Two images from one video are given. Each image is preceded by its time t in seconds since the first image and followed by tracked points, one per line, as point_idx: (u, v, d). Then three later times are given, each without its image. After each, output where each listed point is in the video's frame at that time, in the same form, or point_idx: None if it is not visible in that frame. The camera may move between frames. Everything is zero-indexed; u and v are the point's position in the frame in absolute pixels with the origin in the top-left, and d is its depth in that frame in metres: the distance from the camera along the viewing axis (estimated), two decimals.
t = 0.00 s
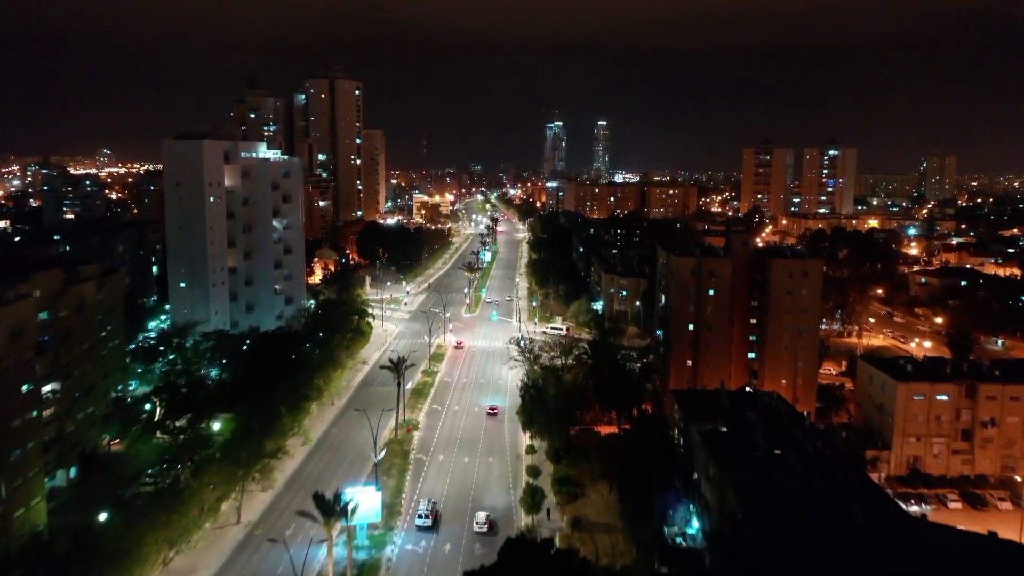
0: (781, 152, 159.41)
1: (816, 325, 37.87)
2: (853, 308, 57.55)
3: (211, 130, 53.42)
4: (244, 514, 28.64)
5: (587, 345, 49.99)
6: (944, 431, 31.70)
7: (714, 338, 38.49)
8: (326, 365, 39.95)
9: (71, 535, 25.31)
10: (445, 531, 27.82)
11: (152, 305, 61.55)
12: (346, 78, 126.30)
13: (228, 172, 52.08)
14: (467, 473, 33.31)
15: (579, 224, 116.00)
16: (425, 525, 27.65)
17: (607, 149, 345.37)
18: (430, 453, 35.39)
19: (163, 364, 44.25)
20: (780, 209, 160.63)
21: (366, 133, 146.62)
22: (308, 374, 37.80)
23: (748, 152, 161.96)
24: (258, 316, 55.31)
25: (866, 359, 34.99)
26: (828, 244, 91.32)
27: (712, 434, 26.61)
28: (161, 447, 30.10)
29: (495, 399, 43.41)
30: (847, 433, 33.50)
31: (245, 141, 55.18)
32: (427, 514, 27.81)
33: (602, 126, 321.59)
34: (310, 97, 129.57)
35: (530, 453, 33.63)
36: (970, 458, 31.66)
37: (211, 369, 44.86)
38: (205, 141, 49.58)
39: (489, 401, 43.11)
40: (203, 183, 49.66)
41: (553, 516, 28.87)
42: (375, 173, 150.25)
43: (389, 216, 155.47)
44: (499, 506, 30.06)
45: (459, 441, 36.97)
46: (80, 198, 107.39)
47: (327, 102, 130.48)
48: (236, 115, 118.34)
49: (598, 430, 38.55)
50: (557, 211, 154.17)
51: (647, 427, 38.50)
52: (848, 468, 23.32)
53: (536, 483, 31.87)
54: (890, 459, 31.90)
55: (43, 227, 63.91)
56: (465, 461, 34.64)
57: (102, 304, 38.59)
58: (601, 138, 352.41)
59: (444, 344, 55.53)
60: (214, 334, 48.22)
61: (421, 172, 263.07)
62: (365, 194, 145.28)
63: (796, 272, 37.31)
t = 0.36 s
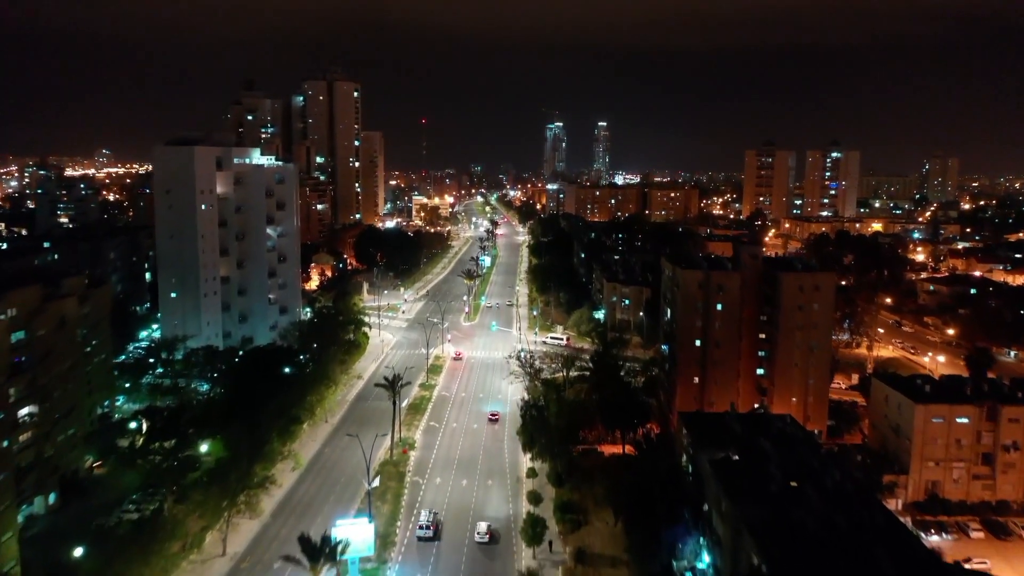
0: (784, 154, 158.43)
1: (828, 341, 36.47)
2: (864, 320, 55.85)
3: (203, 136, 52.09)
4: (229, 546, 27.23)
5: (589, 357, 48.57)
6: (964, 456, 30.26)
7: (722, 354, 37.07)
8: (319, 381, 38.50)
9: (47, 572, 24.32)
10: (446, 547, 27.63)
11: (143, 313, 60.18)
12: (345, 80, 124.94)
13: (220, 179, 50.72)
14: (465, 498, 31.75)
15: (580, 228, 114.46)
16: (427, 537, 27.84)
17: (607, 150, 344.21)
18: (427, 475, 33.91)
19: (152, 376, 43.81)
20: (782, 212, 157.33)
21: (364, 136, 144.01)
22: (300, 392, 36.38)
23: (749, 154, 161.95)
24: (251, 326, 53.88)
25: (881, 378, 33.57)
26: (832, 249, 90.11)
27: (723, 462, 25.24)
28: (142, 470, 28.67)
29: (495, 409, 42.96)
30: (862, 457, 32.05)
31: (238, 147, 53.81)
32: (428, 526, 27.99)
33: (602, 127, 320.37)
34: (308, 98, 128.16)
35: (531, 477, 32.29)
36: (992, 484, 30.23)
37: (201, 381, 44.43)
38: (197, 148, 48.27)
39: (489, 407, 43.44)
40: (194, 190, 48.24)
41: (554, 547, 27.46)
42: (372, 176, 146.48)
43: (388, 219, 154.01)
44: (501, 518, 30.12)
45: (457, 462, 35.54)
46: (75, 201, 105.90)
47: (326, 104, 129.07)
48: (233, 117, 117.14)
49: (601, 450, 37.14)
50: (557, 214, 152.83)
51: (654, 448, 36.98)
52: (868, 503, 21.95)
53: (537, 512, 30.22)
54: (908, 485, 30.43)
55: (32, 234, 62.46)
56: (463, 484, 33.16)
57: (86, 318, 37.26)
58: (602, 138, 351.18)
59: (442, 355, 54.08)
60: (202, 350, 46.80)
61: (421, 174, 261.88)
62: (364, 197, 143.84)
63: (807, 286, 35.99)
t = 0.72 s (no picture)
0: (787, 157, 157.17)
1: (842, 358, 35.07)
2: (874, 331, 54.37)
3: (196, 142, 50.70)
4: None
5: (593, 371, 47.18)
6: (987, 482, 28.83)
7: (732, 372, 35.55)
8: (312, 397, 37.13)
9: None
10: (450, 557, 27.72)
11: (135, 322, 58.76)
12: (343, 81, 123.55)
13: (213, 186, 49.37)
14: (463, 525, 30.27)
15: (581, 232, 112.77)
16: (429, 547, 27.96)
17: (609, 151, 342.78)
18: (425, 499, 32.44)
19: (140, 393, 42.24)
20: (785, 215, 158.19)
21: (364, 137, 142.69)
22: (292, 411, 34.98)
23: (752, 155, 160.69)
24: (245, 336, 52.67)
25: (899, 398, 32.17)
26: (839, 255, 88.64)
27: (738, 493, 23.83)
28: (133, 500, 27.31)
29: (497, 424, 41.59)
30: (879, 481, 30.62)
31: (232, 152, 52.34)
32: (431, 536, 28.16)
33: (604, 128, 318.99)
34: (306, 100, 126.58)
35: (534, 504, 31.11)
36: (1017, 512, 28.79)
37: (190, 398, 43.21)
38: (188, 154, 46.83)
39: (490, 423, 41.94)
40: (186, 198, 46.88)
41: None
42: (372, 179, 145.01)
43: (387, 221, 152.44)
44: (504, 526, 30.23)
45: (456, 484, 34.08)
46: (69, 205, 104.40)
47: (324, 106, 127.55)
48: (230, 119, 115.92)
49: (606, 471, 35.70)
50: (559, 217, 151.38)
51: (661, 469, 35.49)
52: (897, 542, 20.51)
53: (539, 543, 28.70)
54: (928, 512, 28.98)
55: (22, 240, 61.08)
56: (461, 509, 31.73)
57: (70, 333, 36.02)
58: (603, 139, 349.47)
59: (441, 366, 52.63)
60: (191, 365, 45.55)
61: (421, 174, 260.43)
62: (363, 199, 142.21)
63: (820, 300, 34.62)
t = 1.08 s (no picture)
0: (789, 159, 156.07)
1: (857, 375, 33.74)
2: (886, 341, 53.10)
3: (190, 147, 49.43)
4: None
5: (597, 383, 45.87)
6: (1011, 508, 27.57)
7: (742, 389, 34.23)
8: (307, 416, 35.90)
9: None
10: (454, 563, 27.86)
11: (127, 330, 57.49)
12: (341, 82, 122.36)
13: (206, 192, 48.08)
14: (464, 548, 29.10)
15: (582, 236, 111.44)
16: (431, 555, 27.99)
17: (609, 151, 341.76)
18: (423, 523, 31.08)
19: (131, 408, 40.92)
20: (787, 217, 157.53)
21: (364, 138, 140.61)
22: (285, 430, 33.67)
23: (754, 158, 159.68)
24: (240, 346, 51.43)
25: (917, 418, 30.92)
26: (844, 260, 87.32)
27: (753, 525, 22.60)
28: (97, 522, 25.42)
29: (498, 440, 40.29)
30: (898, 505, 29.37)
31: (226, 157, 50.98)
32: (434, 545, 28.22)
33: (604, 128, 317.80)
34: (304, 101, 125.43)
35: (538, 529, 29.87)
36: None
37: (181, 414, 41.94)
38: (181, 160, 45.54)
39: (491, 438, 40.63)
40: (178, 205, 45.59)
41: None
42: (370, 182, 142.35)
43: (387, 224, 151.26)
44: (507, 534, 30.34)
45: (456, 506, 32.78)
46: (64, 208, 102.85)
47: (323, 107, 126.03)
48: (228, 120, 116.69)
49: (611, 492, 34.27)
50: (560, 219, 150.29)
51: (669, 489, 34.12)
52: None
53: (543, 573, 27.35)
54: (950, 539, 27.72)
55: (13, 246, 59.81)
56: (462, 533, 30.38)
57: (54, 347, 34.82)
58: (602, 140, 348.62)
59: (441, 377, 51.28)
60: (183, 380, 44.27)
61: (421, 175, 259.17)
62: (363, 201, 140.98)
63: (833, 315, 33.34)
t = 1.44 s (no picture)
0: (792, 161, 154.77)
1: (876, 394, 32.30)
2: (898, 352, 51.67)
3: (183, 153, 48.04)
4: None
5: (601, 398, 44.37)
6: None
7: (755, 409, 32.83)
8: (301, 439, 34.59)
9: None
10: None
11: (119, 340, 56.09)
12: (340, 84, 120.78)
13: (199, 200, 46.65)
14: None
15: (583, 240, 109.95)
16: (436, 565, 28.13)
17: (609, 152, 340.40)
18: (422, 551, 29.66)
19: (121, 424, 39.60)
20: (789, 220, 156.34)
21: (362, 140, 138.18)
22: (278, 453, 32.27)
23: (757, 160, 158.52)
24: (234, 358, 49.96)
25: (940, 441, 29.54)
26: (851, 265, 85.85)
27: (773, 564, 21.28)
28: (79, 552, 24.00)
29: (499, 459, 38.80)
30: (921, 534, 27.99)
31: (220, 164, 49.55)
32: (438, 554, 28.38)
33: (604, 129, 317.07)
34: (302, 103, 123.97)
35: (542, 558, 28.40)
36: None
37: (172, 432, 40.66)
38: (172, 167, 44.12)
39: (493, 456, 39.16)
40: (170, 214, 44.17)
41: None
42: (369, 186, 140.62)
43: (386, 226, 149.86)
44: (510, 541, 30.59)
45: (457, 531, 31.35)
46: (60, 212, 101.10)
47: (321, 109, 124.65)
48: (225, 122, 114.28)
49: (620, 518, 32.19)
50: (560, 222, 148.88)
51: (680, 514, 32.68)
52: None
53: None
54: (978, 571, 26.35)
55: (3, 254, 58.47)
56: (463, 563, 28.94)
57: (38, 365, 33.53)
58: (602, 141, 347.03)
59: (441, 389, 49.78)
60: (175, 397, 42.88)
61: (421, 176, 257.90)
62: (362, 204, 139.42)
63: (851, 332, 31.92)
